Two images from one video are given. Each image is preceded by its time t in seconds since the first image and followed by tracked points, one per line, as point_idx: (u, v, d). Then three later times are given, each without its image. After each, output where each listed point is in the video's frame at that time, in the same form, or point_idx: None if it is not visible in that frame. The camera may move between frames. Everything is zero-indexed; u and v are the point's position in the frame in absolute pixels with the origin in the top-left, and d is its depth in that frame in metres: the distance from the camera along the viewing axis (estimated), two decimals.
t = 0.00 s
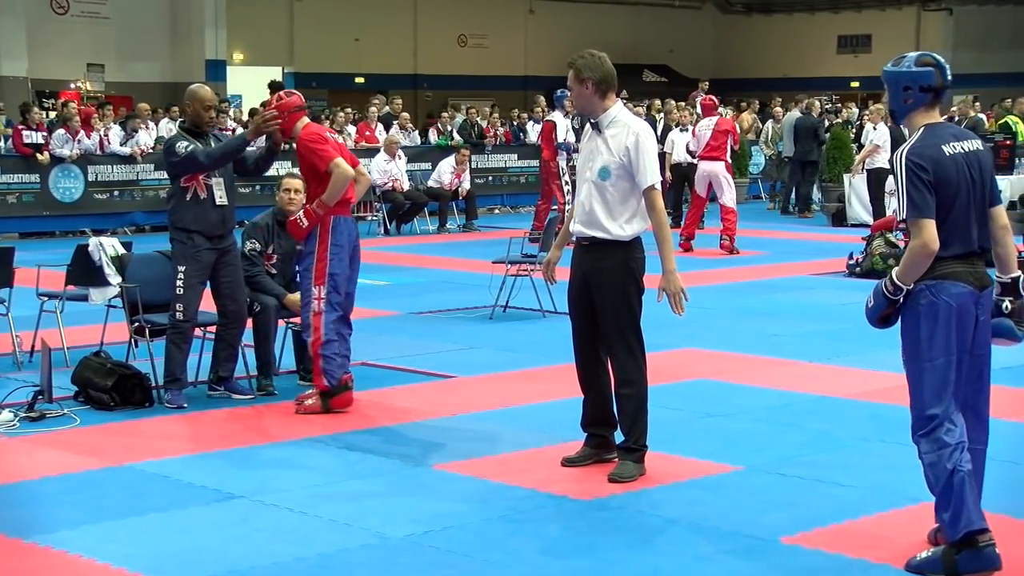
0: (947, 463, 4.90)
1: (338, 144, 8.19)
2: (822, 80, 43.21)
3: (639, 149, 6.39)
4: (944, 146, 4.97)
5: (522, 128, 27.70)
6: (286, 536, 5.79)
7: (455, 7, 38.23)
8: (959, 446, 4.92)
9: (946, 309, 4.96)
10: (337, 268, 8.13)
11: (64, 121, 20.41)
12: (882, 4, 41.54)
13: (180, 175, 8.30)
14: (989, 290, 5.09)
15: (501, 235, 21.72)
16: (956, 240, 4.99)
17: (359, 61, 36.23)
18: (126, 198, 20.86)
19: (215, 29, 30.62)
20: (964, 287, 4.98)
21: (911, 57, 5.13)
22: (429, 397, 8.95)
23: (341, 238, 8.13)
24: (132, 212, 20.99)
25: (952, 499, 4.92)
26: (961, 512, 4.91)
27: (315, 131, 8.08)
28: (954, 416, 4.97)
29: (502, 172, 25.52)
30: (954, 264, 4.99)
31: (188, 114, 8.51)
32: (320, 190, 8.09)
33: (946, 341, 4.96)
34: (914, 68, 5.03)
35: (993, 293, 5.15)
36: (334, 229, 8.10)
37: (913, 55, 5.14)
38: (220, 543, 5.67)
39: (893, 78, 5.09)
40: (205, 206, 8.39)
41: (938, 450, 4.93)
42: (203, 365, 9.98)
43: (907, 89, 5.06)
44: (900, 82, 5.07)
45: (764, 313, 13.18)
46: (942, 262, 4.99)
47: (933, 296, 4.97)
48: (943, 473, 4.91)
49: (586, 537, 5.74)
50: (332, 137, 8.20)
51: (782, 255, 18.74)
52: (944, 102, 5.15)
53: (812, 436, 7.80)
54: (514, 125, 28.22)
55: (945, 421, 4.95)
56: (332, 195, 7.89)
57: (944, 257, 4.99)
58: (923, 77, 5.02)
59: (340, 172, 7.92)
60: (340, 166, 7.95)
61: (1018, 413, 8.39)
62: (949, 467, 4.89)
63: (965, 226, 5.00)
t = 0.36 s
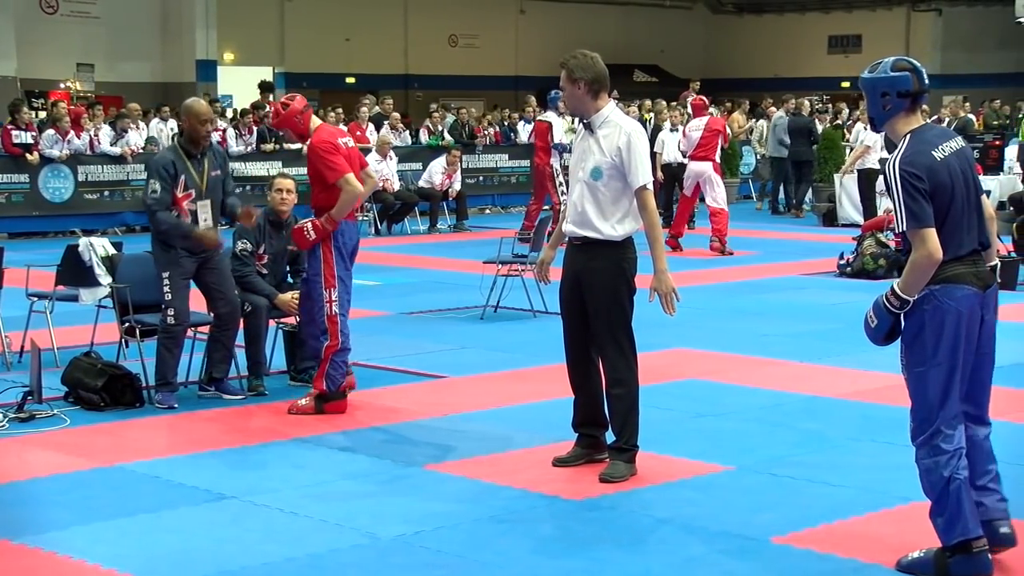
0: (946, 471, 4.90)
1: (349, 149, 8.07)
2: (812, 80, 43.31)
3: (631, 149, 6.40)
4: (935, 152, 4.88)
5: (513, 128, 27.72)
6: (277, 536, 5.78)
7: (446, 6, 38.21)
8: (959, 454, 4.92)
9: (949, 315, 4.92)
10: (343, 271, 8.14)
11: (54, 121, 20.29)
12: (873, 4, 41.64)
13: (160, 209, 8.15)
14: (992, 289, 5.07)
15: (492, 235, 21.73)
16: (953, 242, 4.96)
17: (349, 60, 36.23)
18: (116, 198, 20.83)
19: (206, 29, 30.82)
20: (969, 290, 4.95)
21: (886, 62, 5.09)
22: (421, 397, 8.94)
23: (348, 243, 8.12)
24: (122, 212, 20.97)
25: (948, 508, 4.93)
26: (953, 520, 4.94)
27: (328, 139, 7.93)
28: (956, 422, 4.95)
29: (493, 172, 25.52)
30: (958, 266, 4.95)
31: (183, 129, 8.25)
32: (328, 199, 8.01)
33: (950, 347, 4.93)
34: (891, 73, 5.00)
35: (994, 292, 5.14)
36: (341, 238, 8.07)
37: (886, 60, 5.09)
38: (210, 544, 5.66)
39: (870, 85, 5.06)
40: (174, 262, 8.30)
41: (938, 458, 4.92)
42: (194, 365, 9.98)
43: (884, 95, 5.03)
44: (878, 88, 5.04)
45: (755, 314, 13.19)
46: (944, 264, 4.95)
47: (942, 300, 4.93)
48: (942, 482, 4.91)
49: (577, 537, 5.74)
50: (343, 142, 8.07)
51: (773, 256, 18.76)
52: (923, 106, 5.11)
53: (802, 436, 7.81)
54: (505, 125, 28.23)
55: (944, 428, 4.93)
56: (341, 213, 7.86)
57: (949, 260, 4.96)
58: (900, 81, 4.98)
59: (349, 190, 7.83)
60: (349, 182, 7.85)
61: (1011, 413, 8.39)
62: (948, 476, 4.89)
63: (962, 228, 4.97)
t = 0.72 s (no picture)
0: (949, 470, 4.90)
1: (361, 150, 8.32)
2: (801, 79, 43.42)
3: (622, 150, 6.39)
4: (941, 151, 4.88)
5: (503, 128, 27.71)
6: (269, 536, 5.77)
7: (437, 6, 38.19)
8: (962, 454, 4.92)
9: (950, 314, 4.93)
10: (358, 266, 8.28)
11: (43, 121, 20.16)
12: (862, 4, 41.75)
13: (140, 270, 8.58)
14: (994, 288, 5.06)
15: (482, 235, 21.72)
16: (953, 242, 4.97)
17: (340, 60, 36.22)
18: (106, 198, 20.75)
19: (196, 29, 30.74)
20: (971, 291, 4.95)
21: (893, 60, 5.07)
22: (410, 397, 8.94)
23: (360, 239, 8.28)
24: (112, 212, 20.85)
25: (950, 507, 4.93)
26: (952, 521, 4.95)
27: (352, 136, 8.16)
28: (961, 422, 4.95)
29: (483, 172, 25.53)
30: (958, 267, 4.95)
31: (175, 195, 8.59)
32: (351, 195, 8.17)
33: (951, 347, 4.94)
34: (899, 71, 5.00)
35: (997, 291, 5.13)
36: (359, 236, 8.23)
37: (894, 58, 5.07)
38: (200, 544, 5.64)
39: (879, 80, 5.06)
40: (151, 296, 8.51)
41: (942, 457, 4.93)
42: (185, 365, 9.96)
43: (892, 92, 5.03)
44: (885, 84, 5.04)
45: (745, 313, 13.21)
46: (946, 264, 4.96)
47: (945, 300, 4.93)
48: (946, 482, 4.91)
49: (567, 537, 5.74)
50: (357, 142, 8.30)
51: (763, 256, 18.81)
52: (930, 105, 5.11)
53: (793, 436, 7.81)
54: (494, 126, 28.23)
55: (950, 430, 4.94)
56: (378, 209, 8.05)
57: (948, 260, 4.96)
58: (909, 80, 4.99)
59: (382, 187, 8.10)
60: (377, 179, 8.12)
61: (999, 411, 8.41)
62: (950, 474, 4.90)
63: (964, 228, 4.98)
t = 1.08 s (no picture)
0: (924, 468, 4.94)
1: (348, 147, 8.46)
2: (778, 79, 43.60)
3: (600, 148, 6.39)
4: (932, 151, 4.91)
5: (480, 128, 27.70)
6: (245, 537, 5.73)
7: (414, 6, 38.18)
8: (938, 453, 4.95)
9: (927, 314, 4.95)
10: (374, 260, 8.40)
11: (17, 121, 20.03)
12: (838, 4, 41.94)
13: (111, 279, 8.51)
14: (974, 292, 5.07)
15: (459, 235, 21.70)
16: (935, 242, 4.97)
17: (318, 60, 36.16)
18: (81, 198, 20.62)
19: (172, 28, 30.43)
20: (951, 291, 4.97)
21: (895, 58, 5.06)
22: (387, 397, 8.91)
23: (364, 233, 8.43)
24: (87, 212, 20.76)
25: (924, 505, 4.96)
26: (926, 518, 4.98)
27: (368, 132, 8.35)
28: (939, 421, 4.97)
29: (460, 172, 25.52)
30: (939, 267, 4.97)
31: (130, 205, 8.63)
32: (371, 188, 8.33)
33: (929, 346, 4.95)
34: (900, 66, 4.99)
35: (980, 294, 5.14)
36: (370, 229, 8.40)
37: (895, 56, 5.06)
38: (177, 545, 5.60)
39: (881, 77, 5.05)
40: (128, 298, 8.45)
41: (920, 455, 4.95)
42: (161, 366, 9.92)
43: (892, 88, 5.02)
44: (886, 80, 5.03)
45: (723, 313, 13.24)
46: (926, 264, 4.98)
47: (923, 299, 4.95)
48: (922, 480, 4.94)
49: (544, 537, 5.73)
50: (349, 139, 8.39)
51: (740, 255, 18.86)
52: (930, 103, 5.10)
53: (771, 436, 7.82)
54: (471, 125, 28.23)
55: (927, 428, 4.96)
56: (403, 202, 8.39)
57: (928, 260, 4.98)
58: (908, 75, 4.99)
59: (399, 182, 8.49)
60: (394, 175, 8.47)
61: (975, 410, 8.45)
62: (924, 472, 4.93)
63: (951, 222, 4.97)
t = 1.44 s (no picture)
0: (875, 458, 5.02)
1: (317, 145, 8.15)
2: (734, 79, 43.86)
3: (563, 143, 6.42)
4: (912, 148, 5.00)
5: (437, 128, 27.65)
6: (202, 538, 5.68)
7: (371, 5, 38.09)
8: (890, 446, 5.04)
9: (893, 306, 5.03)
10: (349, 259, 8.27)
11: None
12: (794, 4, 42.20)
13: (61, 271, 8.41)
14: (946, 289, 5.13)
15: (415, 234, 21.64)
16: (906, 239, 5.04)
17: (275, 60, 35.93)
18: (33, 198, 20.37)
19: (127, 28, 30.33)
20: (923, 287, 5.03)
21: (877, 59, 5.14)
22: (343, 396, 8.87)
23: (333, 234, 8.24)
24: (40, 212, 20.52)
25: (874, 497, 5.02)
26: (875, 511, 5.04)
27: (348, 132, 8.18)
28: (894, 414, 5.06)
29: (418, 171, 25.46)
30: (909, 264, 5.03)
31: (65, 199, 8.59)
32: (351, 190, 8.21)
33: (891, 338, 5.04)
34: (885, 66, 5.10)
35: (950, 291, 5.19)
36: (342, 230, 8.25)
37: (878, 57, 5.14)
38: (132, 547, 5.53)
39: (867, 78, 5.14)
40: (79, 291, 8.34)
41: (871, 445, 5.06)
42: (115, 367, 9.82)
43: (884, 88, 5.11)
44: (876, 80, 5.12)
45: (679, 312, 13.30)
46: (898, 259, 5.04)
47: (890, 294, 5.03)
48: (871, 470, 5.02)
49: (501, 536, 5.72)
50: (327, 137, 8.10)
51: (697, 254, 18.96)
52: (918, 98, 5.20)
53: (728, 434, 7.86)
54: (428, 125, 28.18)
55: (882, 419, 5.06)
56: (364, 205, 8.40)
57: (897, 258, 5.05)
58: (896, 73, 5.08)
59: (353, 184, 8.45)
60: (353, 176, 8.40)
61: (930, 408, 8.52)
62: (875, 461, 5.02)
63: (925, 219, 5.04)
